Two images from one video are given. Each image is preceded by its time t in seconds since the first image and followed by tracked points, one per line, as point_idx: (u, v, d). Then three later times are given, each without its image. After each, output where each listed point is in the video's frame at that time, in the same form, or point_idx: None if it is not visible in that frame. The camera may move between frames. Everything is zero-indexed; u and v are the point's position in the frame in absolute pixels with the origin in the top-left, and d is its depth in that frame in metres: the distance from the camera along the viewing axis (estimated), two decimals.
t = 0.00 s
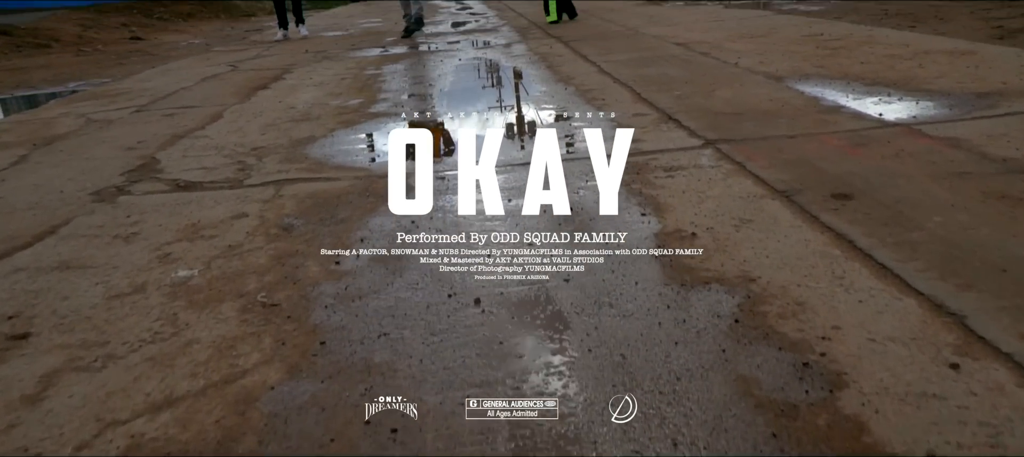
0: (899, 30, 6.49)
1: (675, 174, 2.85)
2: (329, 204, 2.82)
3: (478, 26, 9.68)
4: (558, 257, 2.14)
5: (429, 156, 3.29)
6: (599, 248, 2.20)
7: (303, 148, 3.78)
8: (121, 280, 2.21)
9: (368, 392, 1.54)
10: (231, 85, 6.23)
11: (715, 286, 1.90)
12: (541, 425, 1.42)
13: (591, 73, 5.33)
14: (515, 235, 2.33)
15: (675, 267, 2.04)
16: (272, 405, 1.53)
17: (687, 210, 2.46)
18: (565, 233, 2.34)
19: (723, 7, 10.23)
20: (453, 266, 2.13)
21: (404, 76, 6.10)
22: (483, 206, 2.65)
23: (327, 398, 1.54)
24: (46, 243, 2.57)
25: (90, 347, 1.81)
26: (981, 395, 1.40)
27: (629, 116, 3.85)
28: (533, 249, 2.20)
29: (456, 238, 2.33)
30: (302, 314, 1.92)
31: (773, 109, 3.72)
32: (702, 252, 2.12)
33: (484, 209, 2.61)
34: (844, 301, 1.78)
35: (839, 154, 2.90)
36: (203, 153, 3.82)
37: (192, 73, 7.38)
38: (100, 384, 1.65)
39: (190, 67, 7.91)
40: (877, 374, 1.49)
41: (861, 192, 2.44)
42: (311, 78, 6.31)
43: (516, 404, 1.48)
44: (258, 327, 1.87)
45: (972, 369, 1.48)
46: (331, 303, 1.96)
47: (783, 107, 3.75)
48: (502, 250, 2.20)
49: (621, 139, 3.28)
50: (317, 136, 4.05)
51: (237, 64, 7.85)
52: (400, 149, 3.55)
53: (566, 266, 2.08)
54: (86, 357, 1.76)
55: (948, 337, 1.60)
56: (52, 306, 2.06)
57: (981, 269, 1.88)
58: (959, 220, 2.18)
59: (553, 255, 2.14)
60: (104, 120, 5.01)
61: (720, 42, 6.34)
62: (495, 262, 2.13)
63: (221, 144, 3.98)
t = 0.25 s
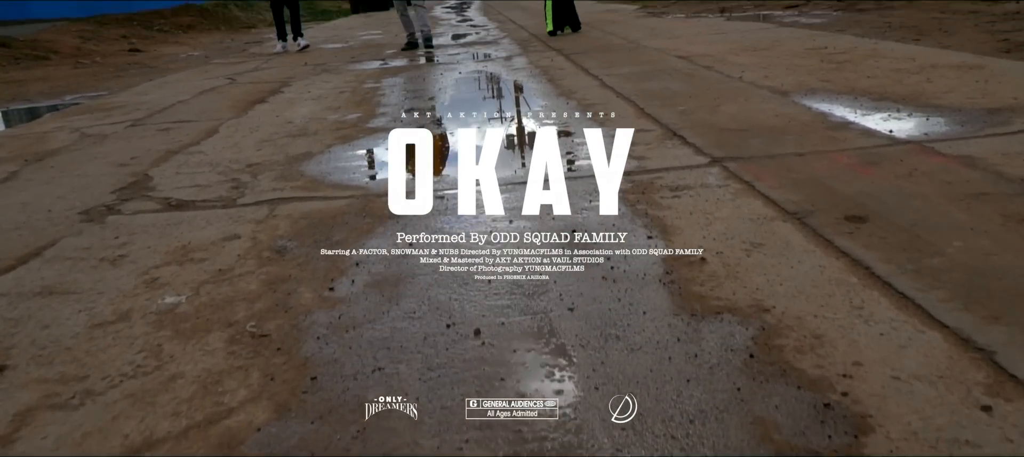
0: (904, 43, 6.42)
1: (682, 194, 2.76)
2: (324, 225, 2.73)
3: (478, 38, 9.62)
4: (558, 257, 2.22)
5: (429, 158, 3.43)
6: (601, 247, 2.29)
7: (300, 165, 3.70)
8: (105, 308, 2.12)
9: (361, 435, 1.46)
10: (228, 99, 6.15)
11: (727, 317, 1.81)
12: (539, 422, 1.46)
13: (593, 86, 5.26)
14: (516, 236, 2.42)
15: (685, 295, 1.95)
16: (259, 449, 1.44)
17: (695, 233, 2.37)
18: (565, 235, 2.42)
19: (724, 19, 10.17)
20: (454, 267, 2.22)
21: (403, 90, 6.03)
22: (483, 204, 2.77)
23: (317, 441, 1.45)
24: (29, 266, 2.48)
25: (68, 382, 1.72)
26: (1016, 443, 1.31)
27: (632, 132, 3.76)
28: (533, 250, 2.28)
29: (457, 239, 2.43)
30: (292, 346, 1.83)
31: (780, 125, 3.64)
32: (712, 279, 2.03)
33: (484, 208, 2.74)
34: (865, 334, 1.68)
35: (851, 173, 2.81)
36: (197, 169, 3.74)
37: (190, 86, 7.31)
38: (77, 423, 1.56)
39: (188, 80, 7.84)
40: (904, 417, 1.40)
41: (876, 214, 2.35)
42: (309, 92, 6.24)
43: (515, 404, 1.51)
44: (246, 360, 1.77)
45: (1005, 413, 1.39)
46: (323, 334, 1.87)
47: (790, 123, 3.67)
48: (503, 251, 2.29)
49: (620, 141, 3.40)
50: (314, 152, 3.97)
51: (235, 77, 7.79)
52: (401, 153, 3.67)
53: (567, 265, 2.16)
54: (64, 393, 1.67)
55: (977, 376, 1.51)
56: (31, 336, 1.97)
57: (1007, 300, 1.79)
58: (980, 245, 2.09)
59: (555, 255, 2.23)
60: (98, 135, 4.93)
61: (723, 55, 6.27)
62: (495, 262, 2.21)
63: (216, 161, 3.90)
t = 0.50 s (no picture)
0: (909, 56, 6.36)
1: (689, 214, 2.67)
2: (320, 246, 2.63)
3: (478, 51, 9.57)
4: (558, 258, 2.31)
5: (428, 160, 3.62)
6: (600, 247, 2.38)
7: (296, 181, 3.61)
8: (89, 336, 2.02)
9: None
10: (225, 113, 6.08)
11: (742, 348, 1.72)
12: (539, 418, 1.51)
13: (595, 100, 5.19)
14: (515, 240, 2.52)
15: (697, 325, 1.85)
16: None
17: (706, 256, 2.27)
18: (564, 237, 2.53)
19: (726, 31, 10.13)
20: (454, 267, 2.31)
21: (403, 103, 5.95)
22: (483, 205, 2.93)
23: None
24: (12, 290, 2.39)
25: (46, 420, 1.63)
26: None
27: (636, 148, 3.68)
28: (533, 251, 2.37)
29: (457, 242, 2.53)
30: (283, 379, 1.73)
31: (788, 141, 3.56)
32: (724, 306, 1.94)
33: (484, 209, 2.89)
34: (889, 368, 1.59)
35: (864, 192, 2.72)
36: (191, 186, 3.65)
37: (187, 99, 7.24)
38: None
39: (186, 93, 7.77)
40: None
41: (894, 236, 2.26)
42: (307, 105, 6.17)
43: (515, 404, 1.55)
44: (234, 395, 1.68)
45: None
46: (316, 365, 1.78)
47: (798, 139, 3.59)
48: (502, 252, 2.39)
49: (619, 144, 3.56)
50: (311, 168, 3.89)
51: (233, 90, 7.73)
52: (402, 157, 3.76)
53: (566, 266, 2.26)
54: (40, 432, 1.58)
55: (1011, 416, 1.42)
56: (10, 367, 1.88)
57: None
58: (1005, 270, 2.00)
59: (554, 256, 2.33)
60: (92, 149, 4.85)
61: (726, 68, 6.21)
62: (495, 263, 2.30)
63: (210, 177, 3.81)
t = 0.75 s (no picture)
0: (915, 68, 6.29)
1: (698, 234, 2.58)
2: (316, 267, 2.54)
3: (480, 63, 9.53)
4: (557, 258, 2.40)
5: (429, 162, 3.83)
6: (599, 247, 2.49)
7: (293, 198, 3.51)
8: (70, 365, 1.92)
9: None
10: (223, 126, 6.00)
11: (760, 382, 1.62)
12: (539, 419, 1.56)
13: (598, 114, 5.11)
14: (516, 242, 2.61)
15: (712, 355, 1.75)
16: None
17: (717, 279, 2.18)
18: (564, 238, 2.61)
19: (728, 43, 10.07)
20: (454, 267, 2.41)
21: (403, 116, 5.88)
22: (482, 204, 3.12)
23: None
24: None
25: None
26: None
27: (642, 164, 3.59)
28: (533, 251, 2.47)
29: (457, 242, 2.64)
30: (274, 415, 1.64)
31: (797, 157, 3.48)
32: (739, 334, 1.84)
33: (483, 208, 3.08)
34: (918, 406, 1.50)
35: (880, 211, 2.63)
36: (185, 203, 3.56)
37: (186, 111, 7.17)
38: None
39: (184, 106, 7.70)
40: None
41: (915, 259, 2.17)
42: (307, 118, 6.09)
43: (515, 404, 1.60)
44: (221, 432, 1.58)
45: None
46: (309, 399, 1.68)
47: (807, 155, 3.51)
48: (503, 253, 2.48)
49: (618, 146, 3.77)
50: (308, 184, 3.81)
51: (232, 102, 7.66)
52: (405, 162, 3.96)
53: (565, 266, 2.35)
54: None
55: None
56: None
57: None
58: None
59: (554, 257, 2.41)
60: (86, 164, 4.77)
61: (731, 81, 6.13)
62: (495, 264, 2.39)
63: (205, 193, 3.72)
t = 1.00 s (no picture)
0: (922, 82, 6.22)
1: (709, 255, 2.48)
2: (311, 290, 2.44)
3: (481, 75, 9.47)
4: (558, 258, 2.50)
5: (430, 157, 3.96)
6: (600, 248, 2.59)
7: (289, 216, 3.42)
8: (50, 398, 1.82)
9: None
10: (221, 140, 5.91)
11: (781, 421, 1.52)
12: (538, 418, 1.61)
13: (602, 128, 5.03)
14: (518, 243, 2.71)
15: (728, 389, 1.66)
16: None
17: (731, 305, 2.08)
18: (565, 239, 2.71)
19: (731, 56, 10.01)
20: (455, 267, 2.52)
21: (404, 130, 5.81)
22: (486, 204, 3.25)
23: None
24: None
25: None
26: None
27: (648, 181, 3.50)
28: (534, 252, 2.57)
29: (458, 244, 2.76)
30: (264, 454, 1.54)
31: (808, 174, 3.39)
32: (756, 366, 1.74)
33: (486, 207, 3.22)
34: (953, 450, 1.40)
35: (897, 232, 2.53)
36: (178, 221, 3.46)
37: (184, 125, 7.10)
38: None
39: (182, 119, 7.62)
40: None
41: (937, 285, 2.08)
42: (305, 132, 6.02)
43: (515, 404, 1.65)
44: None
45: None
46: (302, 437, 1.59)
47: (817, 172, 3.42)
48: (504, 253, 2.58)
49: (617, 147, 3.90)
50: (306, 201, 3.72)
51: (230, 115, 7.58)
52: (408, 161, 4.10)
53: (565, 266, 2.44)
54: None
55: None
56: None
57: None
58: None
59: (553, 255, 2.52)
60: (80, 179, 4.68)
61: (735, 94, 6.06)
62: (497, 264, 2.49)
63: (200, 210, 3.63)
